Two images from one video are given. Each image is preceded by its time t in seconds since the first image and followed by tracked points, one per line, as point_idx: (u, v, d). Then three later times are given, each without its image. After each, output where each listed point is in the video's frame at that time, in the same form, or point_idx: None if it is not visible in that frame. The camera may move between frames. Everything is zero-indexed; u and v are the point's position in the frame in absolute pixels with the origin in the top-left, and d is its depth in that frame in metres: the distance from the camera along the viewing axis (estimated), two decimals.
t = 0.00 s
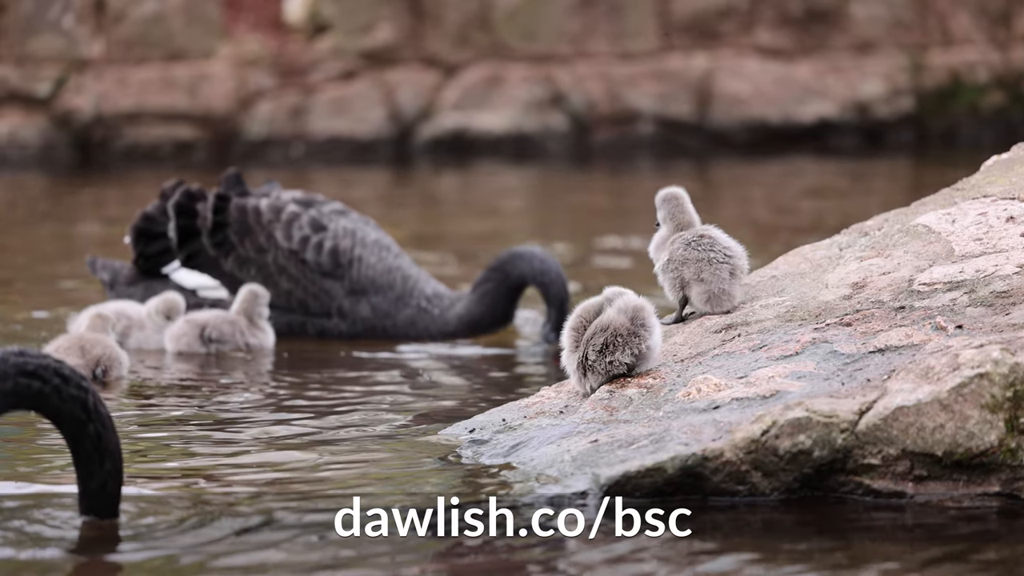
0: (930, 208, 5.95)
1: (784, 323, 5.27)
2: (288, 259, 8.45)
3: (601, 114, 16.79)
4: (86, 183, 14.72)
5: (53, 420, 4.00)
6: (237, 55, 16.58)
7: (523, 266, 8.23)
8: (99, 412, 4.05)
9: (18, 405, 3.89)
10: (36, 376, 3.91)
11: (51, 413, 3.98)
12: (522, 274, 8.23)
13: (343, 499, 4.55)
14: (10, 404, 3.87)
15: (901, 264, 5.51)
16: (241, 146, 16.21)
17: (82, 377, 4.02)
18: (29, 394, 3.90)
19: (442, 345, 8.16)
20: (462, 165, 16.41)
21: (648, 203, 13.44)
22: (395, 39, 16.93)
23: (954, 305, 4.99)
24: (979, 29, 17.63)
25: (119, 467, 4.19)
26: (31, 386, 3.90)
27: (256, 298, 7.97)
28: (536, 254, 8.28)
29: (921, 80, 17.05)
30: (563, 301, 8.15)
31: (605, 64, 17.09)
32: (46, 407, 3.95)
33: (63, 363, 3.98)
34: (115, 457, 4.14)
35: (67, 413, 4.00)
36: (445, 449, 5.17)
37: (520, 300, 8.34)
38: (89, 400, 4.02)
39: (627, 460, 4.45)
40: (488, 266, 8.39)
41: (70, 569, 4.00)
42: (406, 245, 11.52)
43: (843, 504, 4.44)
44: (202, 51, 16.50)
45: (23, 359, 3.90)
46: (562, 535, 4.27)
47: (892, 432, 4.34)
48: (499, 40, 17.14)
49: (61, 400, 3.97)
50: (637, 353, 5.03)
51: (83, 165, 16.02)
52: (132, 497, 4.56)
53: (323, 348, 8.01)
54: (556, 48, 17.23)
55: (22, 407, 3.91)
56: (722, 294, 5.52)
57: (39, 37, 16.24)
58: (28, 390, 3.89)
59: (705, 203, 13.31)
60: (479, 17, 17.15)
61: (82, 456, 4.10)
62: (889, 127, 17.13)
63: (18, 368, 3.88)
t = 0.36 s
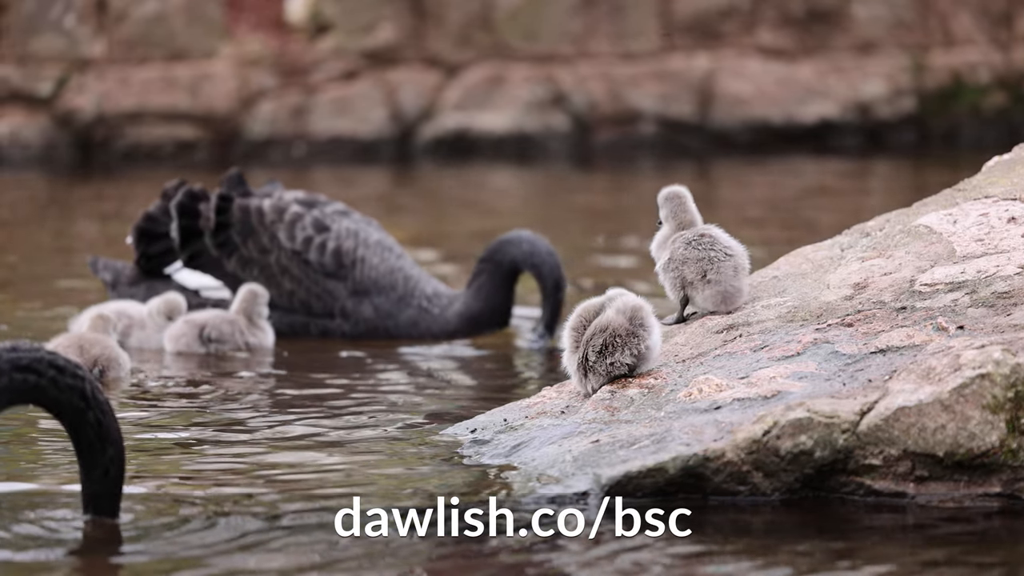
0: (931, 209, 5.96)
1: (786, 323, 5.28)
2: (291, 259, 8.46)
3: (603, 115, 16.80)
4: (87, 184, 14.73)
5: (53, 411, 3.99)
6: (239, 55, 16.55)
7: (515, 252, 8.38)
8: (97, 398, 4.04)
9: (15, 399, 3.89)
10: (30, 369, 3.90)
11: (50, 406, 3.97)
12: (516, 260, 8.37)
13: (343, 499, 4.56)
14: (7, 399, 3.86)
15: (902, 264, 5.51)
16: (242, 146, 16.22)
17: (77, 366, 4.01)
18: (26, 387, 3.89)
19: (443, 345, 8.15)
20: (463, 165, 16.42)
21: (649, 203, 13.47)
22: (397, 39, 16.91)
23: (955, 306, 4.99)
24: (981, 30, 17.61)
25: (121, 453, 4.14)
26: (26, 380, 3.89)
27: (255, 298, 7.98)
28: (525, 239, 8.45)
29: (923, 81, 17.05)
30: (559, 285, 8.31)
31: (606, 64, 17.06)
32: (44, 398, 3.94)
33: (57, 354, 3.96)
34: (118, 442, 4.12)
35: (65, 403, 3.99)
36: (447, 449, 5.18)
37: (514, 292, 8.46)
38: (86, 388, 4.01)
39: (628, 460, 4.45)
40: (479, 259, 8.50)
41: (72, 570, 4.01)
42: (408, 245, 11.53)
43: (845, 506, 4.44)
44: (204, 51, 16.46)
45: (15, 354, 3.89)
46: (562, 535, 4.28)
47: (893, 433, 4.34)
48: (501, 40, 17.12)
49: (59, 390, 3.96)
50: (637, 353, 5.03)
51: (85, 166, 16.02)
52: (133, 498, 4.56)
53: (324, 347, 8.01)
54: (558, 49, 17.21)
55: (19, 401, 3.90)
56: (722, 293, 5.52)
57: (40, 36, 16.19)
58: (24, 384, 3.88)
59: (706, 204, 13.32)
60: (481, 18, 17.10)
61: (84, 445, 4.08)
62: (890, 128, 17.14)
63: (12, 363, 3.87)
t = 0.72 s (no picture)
0: (932, 209, 5.95)
1: (786, 324, 5.28)
2: (292, 260, 8.46)
3: (604, 115, 16.79)
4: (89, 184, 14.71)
5: (46, 398, 3.97)
6: (240, 55, 16.50)
7: (505, 237, 8.52)
8: (89, 381, 4.03)
9: (8, 391, 3.87)
10: (18, 361, 3.87)
11: (43, 394, 3.95)
12: (506, 244, 8.50)
13: (344, 499, 4.56)
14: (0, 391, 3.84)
15: (903, 265, 5.51)
16: (243, 145, 16.25)
17: (64, 351, 4.00)
18: (17, 378, 3.87)
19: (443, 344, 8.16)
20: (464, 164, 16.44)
21: (651, 203, 13.50)
22: (398, 39, 16.88)
23: (956, 306, 4.99)
24: (982, 30, 17.62)
25: (120, 433, 4.13)
26: (16, 370, 3.86)
27: (252, 297, 7.97)
28: (513, 223, 8.59)
29: (924, 81, 17.05)
30: (552, 263, 8.42)
31: (607, 64, 17.04)
32: (36, 385, 3.92)
33: (42, 342, 3.94)
34: (116, 422, 4.10)
35: (58, 389, 3.97)
36: (448, 449, 5.18)
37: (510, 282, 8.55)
38: (77, 372, 4.00)
39: (629, 461, 4.46)
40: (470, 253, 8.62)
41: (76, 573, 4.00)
42: (409, 245, 11.52)
43: (846, 507, 4.44)
44: (205, 50, 16.41)
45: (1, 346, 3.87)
46: (562, 535, 4.28)
47: (894, 433, 4.34)
48: (502, 40, 17.10)
49: (49, 377, 3.94)
50: (636, 352, 5.03)
51: (85, 165, 15.99)
52: (135, 498, 4.56)
53: (324, 348, 8.01)
54: (559, 49, 17.18)
55: (11, 394, 3.88)
56: (721, 291, 5.50)
57: (41, 36, 16.08)
58: (14, 374, 3.86)
59: (707, 203, 13.34)
60: (483, 18, 17.05)
61: (82, 429, 4.08)
62: (890, 128, 17.15)
63: None
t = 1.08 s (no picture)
0: (933, 210, 5.95)
1: (788, 324, 5.28)
2: (294, 260, 8.47)
3: (606, 115, 16.79)
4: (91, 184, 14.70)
5: (39, 384, 3.92)
6: (241, 55, 16.48)
7: (497, 226, 8.59)
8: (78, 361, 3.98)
9: None
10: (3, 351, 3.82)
11: (34, 381, 3.90)
12: (499, 232, 8.58)
13: (344, 499, 4.57)
14: None
15: (905, 266, 5.51)
16: (245, 145, 16.24)
17: (48, 334, 3.93)
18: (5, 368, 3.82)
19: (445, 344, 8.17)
20: (466, 164, 16.43)
21: (654, 203, 13.51)
22: (399, 38, 16.86)
23: (957, 307, 4.99)
24: (983, 31, 17.63)
25: (116, 408, 4.08)
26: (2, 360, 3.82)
27: (251, 295, 7.95)
28: (504, 211, 8.66)
29: (925, 82, 17.05)
30: (548, 243, 8.48)
31: (609, 64, 17.02)
32: (25, 371, 3.86)
33: (25, 328, 3.88)
34: (110, 399, 4.05)
35: (50, 374, 3.92)
36: (449, 449, 5.18)
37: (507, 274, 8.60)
38: (65, 352, 3.93)
39: (630, 461, 4.46)
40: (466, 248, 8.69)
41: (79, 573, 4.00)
42: (411, 245, 11.52)
43: (847, 507, 4.44)
44: (206, 50, 16.39)
45: None
46: (562, 535, 4.29)
47: (895, 434, 4.34)
48: (503, 39, 17.07)
49: (38, 362, 3.88)
50: (637, 352, 5.03)
51: (87, 166, 15.98)
52: (136, 498, 4.56)
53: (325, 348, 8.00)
54: (560, 49, 17.16)
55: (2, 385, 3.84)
56: (721, 290, 5.50)
57: (42, 35, 16.06)
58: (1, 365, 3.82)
59: (709, 204, 13.36)
60: (484, 18, 17.03)
61: (78, 410, 4.03)
62: (891, 128, 17.16)
63: None
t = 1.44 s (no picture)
0: (934, 211, 5.95)
1: (789, 325, 5.28)
2: (296, 261, 8.47)
3: (607, 115, 16.78)
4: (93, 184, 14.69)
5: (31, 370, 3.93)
6: (242, 55, 16.45)
7: (488, 218, 8.70)
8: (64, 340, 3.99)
9: None
10: None
11: (25, 367, 3.90)
12: (492, 223, 8.69)
13: (344, 499, 4.57)
14: None
15: (906, 267, 5.50)
16: (246, 145, 16.24)
17: (31, 319, 3.93)
18: None
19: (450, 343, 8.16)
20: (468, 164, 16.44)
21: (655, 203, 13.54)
22: (401, 39, 16.84)
23: (958, 308, 4.98)
24: (984, 32, 17.64)
25: (108, 380, 4.09)
26: None
27: (249, 294, 7.96)
28: (491, 203, 8.78)
29: (926, 82, 17.05)
30: (540, 221, 8.61)
31: (610, 64, 17.00)
32: (12, 358, 3.87)
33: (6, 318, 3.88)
34: (102, 371, 4.06)
35: (39, 359, 3.92)
36: (449, 449, 5.18)
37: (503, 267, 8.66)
38: (50, 333, 3.94)
39: (631, 462, 4.46)
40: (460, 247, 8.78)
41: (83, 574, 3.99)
42: (411, 244, 11.53)
43: (848, 507, 4.44)
44: (207, 50, 16.36)
45: None
46: (562, 535, 4.28)
47: (896, 435, 4.34)
48: (504, 39, 17.04)
49: (26, 347, 3.89)
50: (638, 352, 5.03)
51: (88, 166, 15.96)
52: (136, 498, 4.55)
53: (326, 348, 8.00)
54: (562, 49, 17.14)
55: None
56: (721, 289, 5.49)
57: (43, 35, 16.04)
58: None
59: (710, 204, 13.39)
60: (486, 18, 17.00)
61: (72, 390, 4.04)
62: (893, 129, 17.16)
63: None
